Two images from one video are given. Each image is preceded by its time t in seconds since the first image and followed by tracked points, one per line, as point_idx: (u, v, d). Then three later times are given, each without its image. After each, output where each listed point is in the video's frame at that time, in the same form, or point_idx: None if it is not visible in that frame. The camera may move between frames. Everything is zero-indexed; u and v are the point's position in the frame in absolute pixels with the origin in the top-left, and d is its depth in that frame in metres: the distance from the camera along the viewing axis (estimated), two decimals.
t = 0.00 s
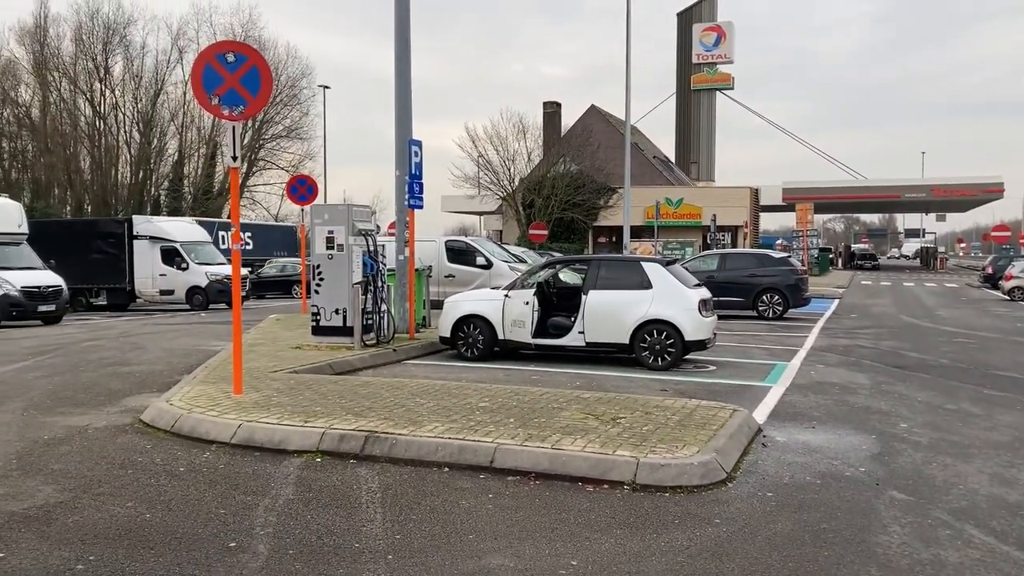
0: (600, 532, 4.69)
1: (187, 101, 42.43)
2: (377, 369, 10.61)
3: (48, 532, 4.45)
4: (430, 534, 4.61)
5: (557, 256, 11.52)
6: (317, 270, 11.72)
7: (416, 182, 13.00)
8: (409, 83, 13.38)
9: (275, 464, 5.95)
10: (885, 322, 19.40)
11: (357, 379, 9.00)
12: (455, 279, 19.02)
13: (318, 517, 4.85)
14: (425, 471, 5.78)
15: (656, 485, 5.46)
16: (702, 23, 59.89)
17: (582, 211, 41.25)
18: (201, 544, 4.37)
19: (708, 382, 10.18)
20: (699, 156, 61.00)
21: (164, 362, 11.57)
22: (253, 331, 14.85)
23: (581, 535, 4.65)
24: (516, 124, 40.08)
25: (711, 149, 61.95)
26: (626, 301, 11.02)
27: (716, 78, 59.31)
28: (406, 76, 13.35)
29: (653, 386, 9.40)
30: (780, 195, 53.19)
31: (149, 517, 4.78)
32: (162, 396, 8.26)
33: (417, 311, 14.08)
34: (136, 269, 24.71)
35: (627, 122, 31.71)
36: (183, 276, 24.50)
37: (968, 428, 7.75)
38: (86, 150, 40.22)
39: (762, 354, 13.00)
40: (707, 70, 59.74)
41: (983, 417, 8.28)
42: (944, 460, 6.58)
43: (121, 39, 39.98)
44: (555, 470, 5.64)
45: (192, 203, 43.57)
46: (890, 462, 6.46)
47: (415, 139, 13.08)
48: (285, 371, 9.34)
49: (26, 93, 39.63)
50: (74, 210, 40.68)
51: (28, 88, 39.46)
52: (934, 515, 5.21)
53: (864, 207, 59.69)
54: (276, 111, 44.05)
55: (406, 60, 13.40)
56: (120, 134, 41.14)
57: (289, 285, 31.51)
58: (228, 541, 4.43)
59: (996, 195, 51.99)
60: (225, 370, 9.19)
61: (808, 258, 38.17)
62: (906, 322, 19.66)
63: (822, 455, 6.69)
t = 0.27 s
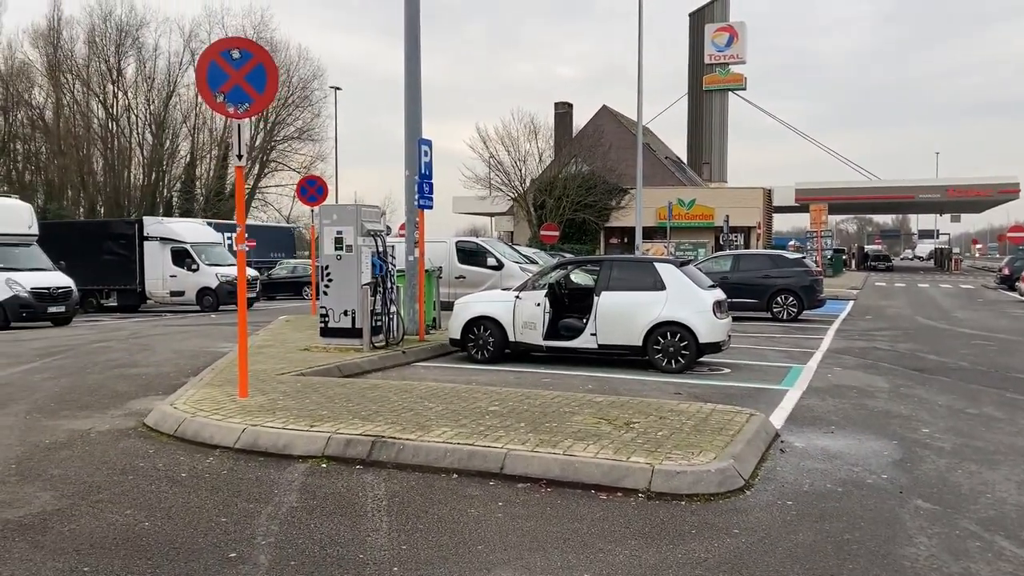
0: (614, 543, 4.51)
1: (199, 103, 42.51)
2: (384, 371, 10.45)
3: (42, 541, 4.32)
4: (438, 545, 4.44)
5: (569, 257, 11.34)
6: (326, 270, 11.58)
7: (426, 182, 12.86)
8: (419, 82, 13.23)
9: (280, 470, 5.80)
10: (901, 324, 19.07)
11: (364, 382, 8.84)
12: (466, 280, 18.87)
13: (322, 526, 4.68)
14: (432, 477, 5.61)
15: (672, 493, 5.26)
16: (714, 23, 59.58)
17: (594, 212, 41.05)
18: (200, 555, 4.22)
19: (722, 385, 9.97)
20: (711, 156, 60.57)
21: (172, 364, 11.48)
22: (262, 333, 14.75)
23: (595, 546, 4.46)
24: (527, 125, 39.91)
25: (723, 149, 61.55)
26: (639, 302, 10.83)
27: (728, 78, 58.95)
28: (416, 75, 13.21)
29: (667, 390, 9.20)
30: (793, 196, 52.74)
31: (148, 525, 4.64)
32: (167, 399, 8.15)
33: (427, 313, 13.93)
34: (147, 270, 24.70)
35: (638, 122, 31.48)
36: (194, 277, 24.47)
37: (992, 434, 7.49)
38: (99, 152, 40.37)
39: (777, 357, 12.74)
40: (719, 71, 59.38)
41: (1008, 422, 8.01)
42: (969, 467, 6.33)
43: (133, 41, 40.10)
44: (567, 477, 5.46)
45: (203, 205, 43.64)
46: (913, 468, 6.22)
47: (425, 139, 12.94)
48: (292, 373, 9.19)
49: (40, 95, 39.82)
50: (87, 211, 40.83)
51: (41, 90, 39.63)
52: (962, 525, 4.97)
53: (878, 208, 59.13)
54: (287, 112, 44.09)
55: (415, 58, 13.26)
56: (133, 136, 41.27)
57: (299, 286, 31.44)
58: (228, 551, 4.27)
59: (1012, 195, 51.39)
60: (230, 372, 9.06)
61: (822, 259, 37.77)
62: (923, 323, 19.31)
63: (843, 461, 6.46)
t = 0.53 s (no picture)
0: (628, 564, 4.30)
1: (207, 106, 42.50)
2: (390, 378, 10.25)
3: (30, 562, 4.14)
4: (443, 566, 4.24)
5: (579, 261, 11.13)
6: (331, 275, 11.40)
7: (433, 185, 12.69)
8: (426, 83, 13.07)
9: (281, 483, 5.61)
10: (916, 328, 18.75)
11: (368, 389, 8.65)
12: (473, 283, 18.68)
13: (322, 545, 4.48)
14: (438, 492, 5.41)
15: (688, 508, 5.04)
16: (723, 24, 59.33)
17: (603, 215, 40.83)
18: None
19: (736, 392, 9.73)
20: (720, 158, 60.18)
21: (175, 370, 11.32)
22: (268, 338, 14.58)
23: (608, 567, 4.25)
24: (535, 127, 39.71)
25: (733, 151, 61.23)
26: (650, 307, 10.61)
27: (737, 80, 58.65)
28: (423, 77, 13.03)
29: (679, 397, 8.97)
30: (803, 197, 52.37)
31: (141, 544, 4.45)
32: (168, 408, 7.98)
33: (434, 317, 13.74)
34: (153, 274, 24.61)
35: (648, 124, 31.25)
36: (201, 281, 24.37)
37: (1018, 444, 7.20)
38: (108, 155, 40.40)
39: (790, 362, 12.48)
40: (728, 72, 59.09)
41: None
42: (998, 480, 6.05)
43: (142, 44, 40.12)
44: (578, 492, 5.25)
45: (211, 208, 43.59)
46: (938, 481, 5.97)
47: (432, 141, 12.77)
48: (296, 381, 9.00)
49: (50, 98, 39.82)
50: (95, 215, 40.84)
51: (51, 94, 39.67)
52: (992, 545, 4.73)
53: (889, 209, 58.65)
54: (295, 115, 44.05)
55: (423, 59, 13.09)
56: (141, 139, 41.28)
57: (307, 290, 31.32)
58: (224, 573, 4.08)
59: None
60: (233, 380, 8.89)
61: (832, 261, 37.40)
62: (938, 327, 18.99)
63: (864, 473, 6.21)
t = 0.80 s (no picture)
0: None
1: (211, 107, 42.39)
2: (396, 381, 10.04)
3: None
4: None
5: (589, 261, 10.91)
6: (337, 277, 11.20)
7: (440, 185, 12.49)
8: (433, 82, 12.86)
9: (285, 492, 5.39)
10: (929, 329, 18.47)
11: (374, 392, 8.42)
12: (479, 285, 18.48)
13: (328, 559, 4.26)
14: (449, 502, 5.18)
15: (711, 520, 4.81)
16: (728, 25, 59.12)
17: (608, 216, 40.63)
18: None
19: (750, 396, 9.49)
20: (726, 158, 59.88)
21: (177, 373, 11.12)
22: (271, 340, 14.37)
23: None
24: (540, 128, 39.50)
25: (738, 152, 61.00)
26: (662, 309, 10.39)
27: (742, 81, 58.42)
28: (429, 75, 12.83)
29: (694, 401, 8.73)
30: (809, 198, 52.11)
31: (139, 558, 4.24)
32: (170, 413, 7.78)
33: (440, 319, 13.53)
34: (157, 276, 24.45)
35: (654, 125, 31.04)
36: (204, 283, 24.20)
37: None
38: (112, 158, 40.31)
39: (804, 364, 12.22)
40: (732, 73, 58.86)
41: None
42: None
43: (146, 47, 40.04)
44: (596, 502, 5.02)
45: (216, 210, 43.45)
46: (969, 489, 5.73)
47: (439, 140, 12.56)
48: (300, 385, 8.79)
49: (55, 101, 39.60)
50: (99, 217, 40.73)
51: (55, 96, 39.59)
52: None
53: (896, 210, 58.35)
54: (299, 117, 43.93)
55: (429, 58, 12.89)
56: (145, 141, 41.18)
57: (311, 292, 31.15)
58: None
59: None
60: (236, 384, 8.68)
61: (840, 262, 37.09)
62: (950, 328, 18.72)
63: (890, 480, 5.95)
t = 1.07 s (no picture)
0: None
1: (209, 112, 42.17)
2: (400, 390, 9.82)
3: None
4: None
5: (596, 267, 10.71)
6: (338, 282, 10.94)
7: (443, 189, 12.28)
8: (435, 84, 12.67)
9: (290, 510, 5.17)
10: (936, 334, 18.27)
11: (379, 402, 8.20)
12: (481, 290, 18.27)
13: None
14: (462, 520, 4.96)
15: (737, 539, 4.59)
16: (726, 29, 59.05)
17: (608, 219, 40.49)
18: None
19: (763, 404, 9.28)
20: (724, 162, 59.68)
21: (176, 381, 10.90)
22: (271, 347, 14.13)
23: None
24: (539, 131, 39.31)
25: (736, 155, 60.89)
26: (672, 314, 10.18)
27: (740, 84, 58.33)
28: (431, 78, 12.63)
29: (706, 411, 8.51)
30: (808, 202, 51.98)
31: None
32: (168, 424, 7.55)
33: (443, 325, 13.30)
34: (154, 281, 24.21)
35: (654, 129, 30.89)
36: (202, 288, 23.98)
37: None
38: (109, 162, 40.11)
39: (814, 371, 12.00)
40: (730, 76, 58.78)
41: None
42: None
43: (143, 51, 39.81)
44: (615, 520, 4.80)
45: (213, 215, 43.22)
46: (1000, 503, 5.51)
47: (442, 143, 12.36)
48: (302, 394, 8.55)
49: (51, 106, 39.58)
50: (97, 221, 40.54)
51: (52, 100, 39.35)
52: None
53: (895, 213, 58.26)
54: (297, 121, 43.73)
55: (431, 60, 12.69)
56: (143, 146, 40.98)
57: (309, 297, 30.92)
58: None
59: None
60: (237, 393, 8.46)
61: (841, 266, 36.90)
62: (956, 332, 18.55)
63: (917, 494, 5.73)
